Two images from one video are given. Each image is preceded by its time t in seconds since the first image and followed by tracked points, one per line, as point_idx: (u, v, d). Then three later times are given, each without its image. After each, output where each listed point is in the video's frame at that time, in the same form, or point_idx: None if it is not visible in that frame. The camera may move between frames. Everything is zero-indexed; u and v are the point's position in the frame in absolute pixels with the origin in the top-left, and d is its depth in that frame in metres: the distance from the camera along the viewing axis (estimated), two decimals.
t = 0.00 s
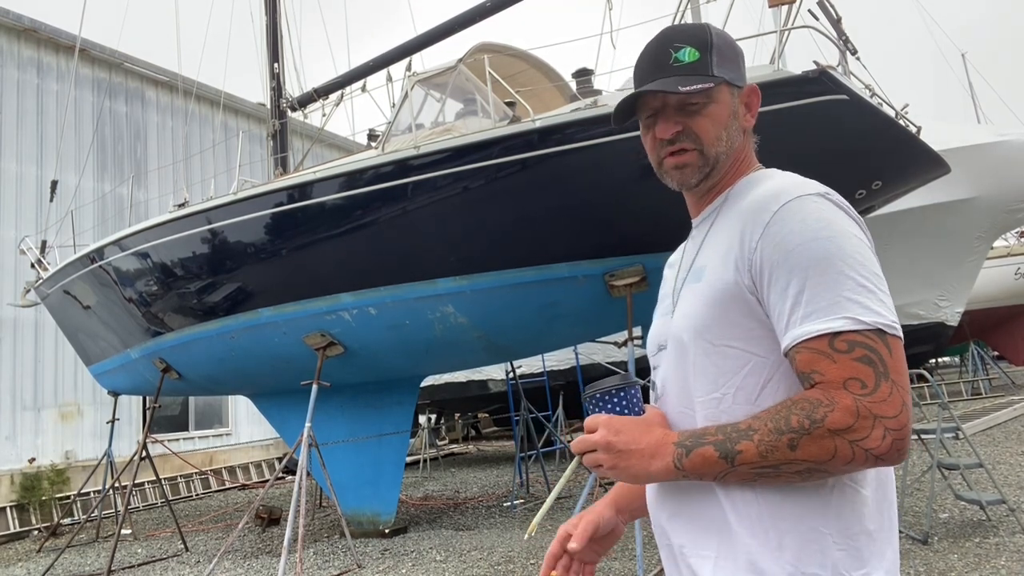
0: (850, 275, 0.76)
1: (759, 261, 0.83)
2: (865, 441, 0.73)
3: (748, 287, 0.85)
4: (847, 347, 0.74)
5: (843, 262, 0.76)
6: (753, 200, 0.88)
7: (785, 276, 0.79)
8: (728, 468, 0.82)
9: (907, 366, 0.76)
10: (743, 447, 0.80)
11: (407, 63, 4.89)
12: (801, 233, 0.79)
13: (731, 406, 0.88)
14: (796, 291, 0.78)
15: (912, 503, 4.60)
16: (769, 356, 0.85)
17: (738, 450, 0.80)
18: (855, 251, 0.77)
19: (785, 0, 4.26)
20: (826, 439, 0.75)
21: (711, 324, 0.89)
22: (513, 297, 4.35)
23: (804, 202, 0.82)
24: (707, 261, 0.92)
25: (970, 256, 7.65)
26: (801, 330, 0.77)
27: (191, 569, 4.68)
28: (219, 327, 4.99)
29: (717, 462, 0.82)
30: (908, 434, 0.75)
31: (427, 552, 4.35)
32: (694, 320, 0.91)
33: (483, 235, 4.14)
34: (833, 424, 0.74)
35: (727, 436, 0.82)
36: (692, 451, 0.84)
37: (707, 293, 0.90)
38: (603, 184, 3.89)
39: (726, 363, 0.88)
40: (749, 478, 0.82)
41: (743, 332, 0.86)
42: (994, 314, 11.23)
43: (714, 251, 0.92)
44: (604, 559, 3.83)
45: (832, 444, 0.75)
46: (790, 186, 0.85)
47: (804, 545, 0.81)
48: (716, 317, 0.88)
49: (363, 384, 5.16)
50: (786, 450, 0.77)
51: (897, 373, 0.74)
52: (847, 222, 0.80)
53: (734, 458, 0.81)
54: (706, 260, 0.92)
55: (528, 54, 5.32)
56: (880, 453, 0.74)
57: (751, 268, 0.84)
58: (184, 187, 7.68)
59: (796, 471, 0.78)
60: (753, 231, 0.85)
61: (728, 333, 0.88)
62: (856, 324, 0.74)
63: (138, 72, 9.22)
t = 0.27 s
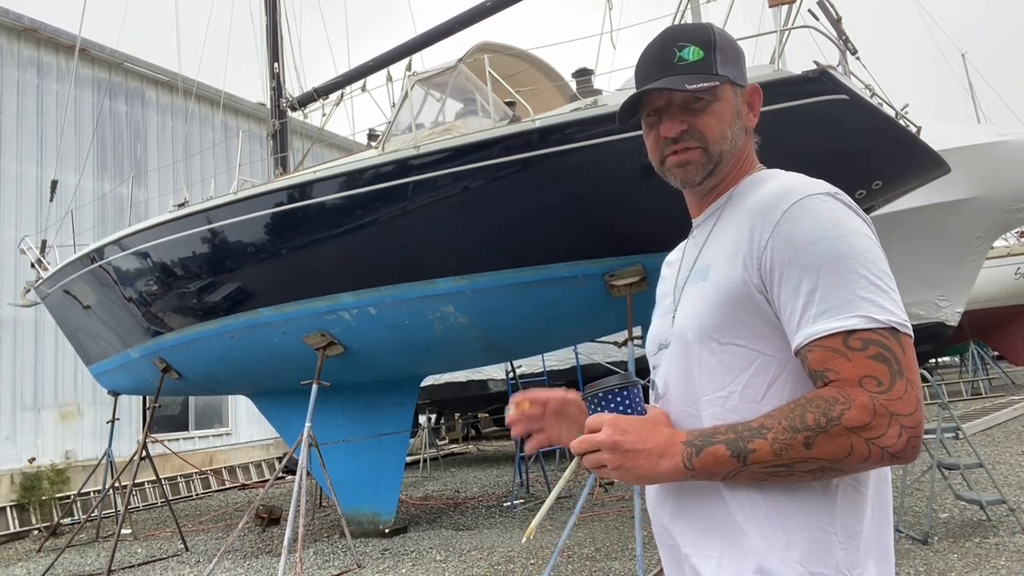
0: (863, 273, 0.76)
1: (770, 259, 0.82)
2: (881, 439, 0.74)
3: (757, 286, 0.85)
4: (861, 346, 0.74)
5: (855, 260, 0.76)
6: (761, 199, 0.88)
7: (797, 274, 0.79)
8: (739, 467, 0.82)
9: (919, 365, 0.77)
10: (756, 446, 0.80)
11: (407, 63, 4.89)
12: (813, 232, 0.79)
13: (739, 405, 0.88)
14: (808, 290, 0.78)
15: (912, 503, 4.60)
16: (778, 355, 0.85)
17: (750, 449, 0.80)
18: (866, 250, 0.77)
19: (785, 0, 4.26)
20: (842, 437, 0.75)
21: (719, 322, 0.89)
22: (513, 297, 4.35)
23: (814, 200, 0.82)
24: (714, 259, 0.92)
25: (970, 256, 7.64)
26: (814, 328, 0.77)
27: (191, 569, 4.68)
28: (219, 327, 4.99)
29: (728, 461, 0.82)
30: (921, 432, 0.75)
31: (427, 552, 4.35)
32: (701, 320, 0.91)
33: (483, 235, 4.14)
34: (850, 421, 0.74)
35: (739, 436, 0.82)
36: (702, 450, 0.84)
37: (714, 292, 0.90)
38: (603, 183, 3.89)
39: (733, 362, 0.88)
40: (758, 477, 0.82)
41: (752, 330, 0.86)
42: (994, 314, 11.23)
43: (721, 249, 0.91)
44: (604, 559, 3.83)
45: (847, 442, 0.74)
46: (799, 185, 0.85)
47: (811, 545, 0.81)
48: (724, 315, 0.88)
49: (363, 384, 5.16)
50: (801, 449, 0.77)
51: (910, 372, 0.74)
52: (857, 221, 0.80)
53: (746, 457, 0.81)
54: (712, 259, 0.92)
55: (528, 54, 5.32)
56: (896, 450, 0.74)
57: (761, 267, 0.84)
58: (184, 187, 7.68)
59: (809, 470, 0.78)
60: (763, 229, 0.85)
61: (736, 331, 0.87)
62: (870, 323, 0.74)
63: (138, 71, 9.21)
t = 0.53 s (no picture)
0: (863, 275, 0.76)
1: (771, 260, 0.83)
2: (880, 442, 0.74)
3: (758, 287, 0.85)
4: (861, 348, 0.74)
5: (856, 263, 0.76)
6: (762, 200, 0.88)
7: (797, 276, 0.79)
8: (739, 469, 0.82)
9: (919, 368, 0.77)
10: (755, 448, 0.80)
11: (407, 63, 4.89)
12: (813, 234, 0.79)
13: (739, 406, 0.88)
14: (809, 292, 0.78)
15: (912, 503, 4.60)
16: (779, 356, 0.85)
17: (749, 451, 0.80)
18: (868, 252, 0.77)
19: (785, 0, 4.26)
20: (841, 440, 0.75)
21: (721, 325, 0.89)
22: (513, 298, 4.35)
23: (815, 202, 0.82)
24: (716, 260, 0.92)
25: (970, 256, 7.64)
26: (814, 331, 0.77)
27: (191, 569, 4.68)
28: (219, 327, 4.99)
29: (727, 463, 0.82)
30: (921, 435, 0.75)
31: (427, 552, 4.36)
32: (703, 320, 0.91)
33: (483, 235, 4.14)
34: (849, 424, 0.74)
35: (738, 437, 0.82)
36: (702, 451, 0.84)
37: (715, 292, 0.90)
38: (603, 184, 3.89)
39: (734, 363, 0.88)
40: (757, 479, 0.82)
41: (754, 331, 0.86)
42: (994, 314, 11.23)
43: (723, 250, 0.92)
44: (604, 560, 3.83)
45: (847, 445, 0.74)
46: (800, 187, 0.85)
47: (809, 547, 0.81)
48: (726, 316, 0.88)
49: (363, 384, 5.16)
50: (800, 451, 0.77)
51: (910, 374, 0.74)
52: (858, 222, 0.80)
53: (745, 459, 0.81)
54: (714, 260, 0.92)
55: (528, 54, 5.32)
56: (894, 454, 0.74)
57: (762, 268, 0.84)
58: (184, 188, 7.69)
59: (807, 472, 0.78)
60: (764, 230, 0.85)
61: (738, 333, 0.87)
62: (870, 325, 0.74)
63: (138, 72, 9.22)
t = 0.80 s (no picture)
0: (860, 274, 0.76)
1: (769, 260, 0.83)
2: (877, 440, 0.74)
3: (757, 286, 0.85)
4: (859, 347, 0.74)
5: (853, 261, 0.76)
6: (761, 199, 0.88)
7: (795, 275, 0.79)
8: (738, 468, 0.82)
9: (918, 367, 0.77)
10: (754, 447, 0.80)
11: (407, 63, 4.89)
12: (811, 233, 0.79)
13: (738, 405, 0.88)
14: (806, 291, 0.78)
15: (913, 503, 4.60)
16: (779, 356, 0.85)
17: (748, 450, 0.80)
18: (865, 251, 0.77)
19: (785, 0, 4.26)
20: (839, 438, 0.75)
21: (719, 325, 0.89)
22: (513, 298, 4.35)
23: (813, 201, 0.82)
24: (716, 260, 0.92)
25: (970, 256, 7.64)
26: (812, 329, 0.77)
27: (191, 569, 4.68)
28: (219, 328, 4.99)
29: (726, 462, 0.82)
30: (920, 433, 0.75)
31: (427, 553, 4.36)
32: (702, 320, 0.91)
33: (483, 235, 4.14)
34: (846, 423, 0.74)
35: (737, 436, 0.82)
36: (701, 450, 0.84)
37: (714, 292, 0.90)
38: (603, 184, 3.89)
39: (733, 363, 0.88)
40: (757, 478, 0.82)
41: (752, 331, 0.87)
42: (994, 314, 11.23)
43: (722, 250, 0.92)
44: (604, 560, 3.83)
45: (845, 444, 0.75)
46: (798, 186, 0.85)
47: (810, 546, 0.81)
48: (725, 316, 0.88)
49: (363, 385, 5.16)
50: (798, 449, 0.77)
51: (908, 373, 0.74)
52: (856, 221, 0.80)
53: (744, 458, 0.81)
54: (714, 260, 0.92)
55: (528, 54, 5.33)
56: (892, 452, 0.74)
57: (760, 267, 0.84)
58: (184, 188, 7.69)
59: (806, 471, 0.78)
60: (762, 230, 0.85)
61: (737, 332, 0.88)
62: (868, 324, 0.74)
63: (138, 72, 9.21)
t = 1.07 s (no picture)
0: (856, 273, 0.76)
1: (766, 259, 0.83)
2: (872, 439, 0.74)
3: (753, 286, 0.85)
4: (853, 346, 0.74)
5: (848, 259, 0.76)
6: (758, 199, 0.88)
7: (790, 274, 0.79)
8: (734, 468, 0.82)
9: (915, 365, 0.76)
10: (749, 445, 0.80)
11: (407, 63, 4.89)
12: (805, 232, 0.79)
13: (738, 405, 0.88)
14: (801, 290, 0.78)
15: (912, 503, 4.60)
16: (777, 356, 0.85)
17: (745, 448, 0.80)
18: (861, 250, 0.77)
19: None
20: (833, 437, 0.75)
21: (718, 325, 0.89)
22: (513, 298, 4.35)
23: (808, 201, 0.82)
24: (714, 261, 0.92)
25: (970, 256, 7.65)
26: (808, 329, 0.77)
27: (191, 569, 4.68)
28: (219, 327, 4.99)
29: (723, 461, 0.82)
30: (916, 432, 0.75)
31: (427, 552, 4.36)
32: (701, 320, 0.91)
33: (483, 235, 4.14)
34: (841, 422, 0.74)
35: (733, 435, 0.82)
36: (698, 449, 0.84)
37: (713, 292, 0.90)
38: (603, 184, 3.89)
39: (732, 362, 0.88)
40: (755, 477, 0.82)
41: (750, 330, 0.86)
42: (994, 314, 11.23)
43: (720, 250, 0.92)
44: (604, 560, 3.83)
45: (839, 443, 0.75)
46: (795, 185, 0.85)
47: (809, 546, 0.81)
48: (724, 316, 0.88)
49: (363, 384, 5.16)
50: (793, 448, 0.77)
51: (904, 371, 0.74)
52: (852, 220, 0.80)
53: (741, 457, 0.81)
54: (712, 260, 0.92)
55: (528, 54, 5.32)
56: (887, 451, 0.74)
57: (757, 267, 0.84)
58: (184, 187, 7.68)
59: (801, 470, 0.78)
60: (758, 229, 0.85)
61: (734, 332, 0.88)
62: (862, 323, 0.74)
63: (138, 72, 9.21)
